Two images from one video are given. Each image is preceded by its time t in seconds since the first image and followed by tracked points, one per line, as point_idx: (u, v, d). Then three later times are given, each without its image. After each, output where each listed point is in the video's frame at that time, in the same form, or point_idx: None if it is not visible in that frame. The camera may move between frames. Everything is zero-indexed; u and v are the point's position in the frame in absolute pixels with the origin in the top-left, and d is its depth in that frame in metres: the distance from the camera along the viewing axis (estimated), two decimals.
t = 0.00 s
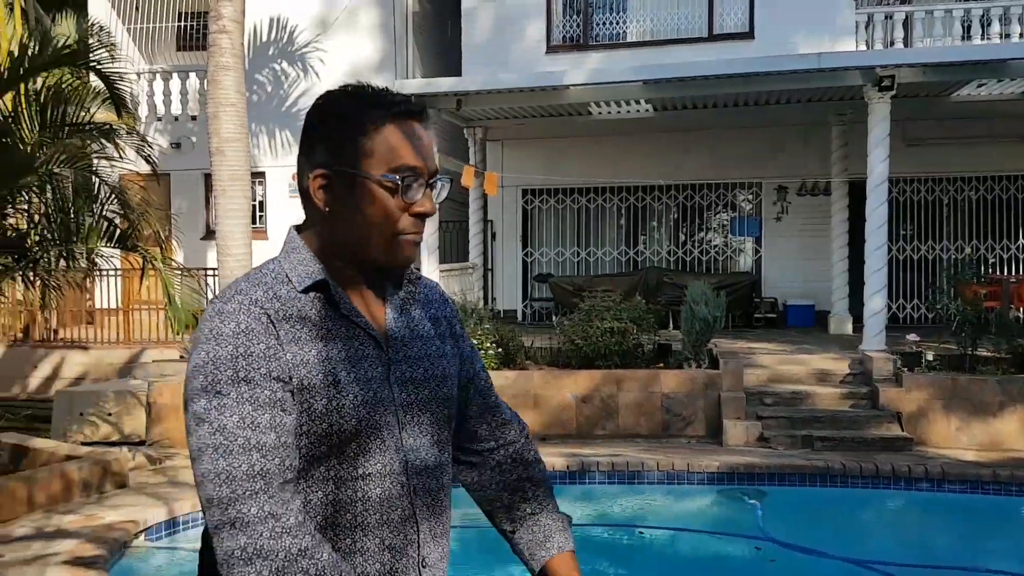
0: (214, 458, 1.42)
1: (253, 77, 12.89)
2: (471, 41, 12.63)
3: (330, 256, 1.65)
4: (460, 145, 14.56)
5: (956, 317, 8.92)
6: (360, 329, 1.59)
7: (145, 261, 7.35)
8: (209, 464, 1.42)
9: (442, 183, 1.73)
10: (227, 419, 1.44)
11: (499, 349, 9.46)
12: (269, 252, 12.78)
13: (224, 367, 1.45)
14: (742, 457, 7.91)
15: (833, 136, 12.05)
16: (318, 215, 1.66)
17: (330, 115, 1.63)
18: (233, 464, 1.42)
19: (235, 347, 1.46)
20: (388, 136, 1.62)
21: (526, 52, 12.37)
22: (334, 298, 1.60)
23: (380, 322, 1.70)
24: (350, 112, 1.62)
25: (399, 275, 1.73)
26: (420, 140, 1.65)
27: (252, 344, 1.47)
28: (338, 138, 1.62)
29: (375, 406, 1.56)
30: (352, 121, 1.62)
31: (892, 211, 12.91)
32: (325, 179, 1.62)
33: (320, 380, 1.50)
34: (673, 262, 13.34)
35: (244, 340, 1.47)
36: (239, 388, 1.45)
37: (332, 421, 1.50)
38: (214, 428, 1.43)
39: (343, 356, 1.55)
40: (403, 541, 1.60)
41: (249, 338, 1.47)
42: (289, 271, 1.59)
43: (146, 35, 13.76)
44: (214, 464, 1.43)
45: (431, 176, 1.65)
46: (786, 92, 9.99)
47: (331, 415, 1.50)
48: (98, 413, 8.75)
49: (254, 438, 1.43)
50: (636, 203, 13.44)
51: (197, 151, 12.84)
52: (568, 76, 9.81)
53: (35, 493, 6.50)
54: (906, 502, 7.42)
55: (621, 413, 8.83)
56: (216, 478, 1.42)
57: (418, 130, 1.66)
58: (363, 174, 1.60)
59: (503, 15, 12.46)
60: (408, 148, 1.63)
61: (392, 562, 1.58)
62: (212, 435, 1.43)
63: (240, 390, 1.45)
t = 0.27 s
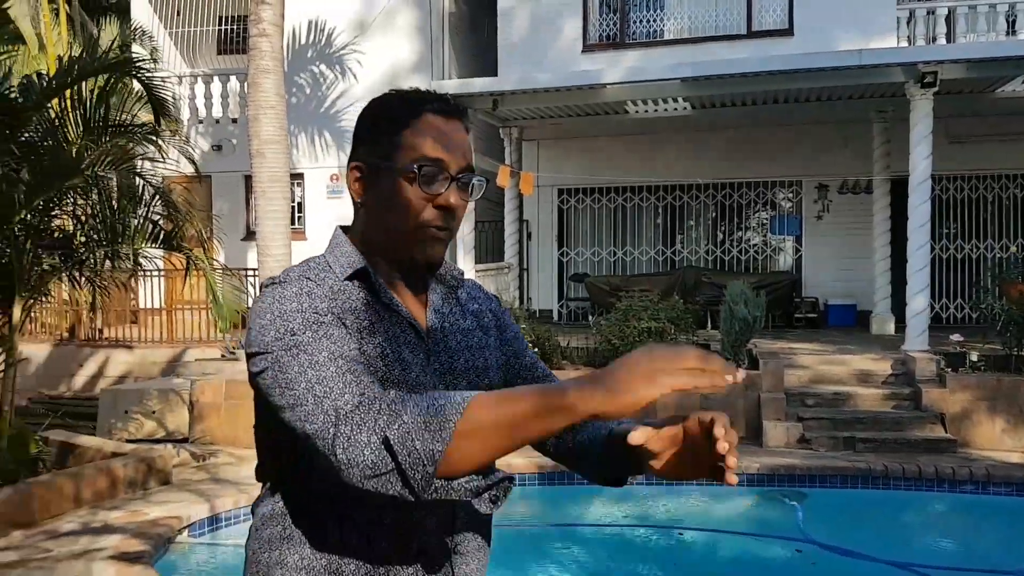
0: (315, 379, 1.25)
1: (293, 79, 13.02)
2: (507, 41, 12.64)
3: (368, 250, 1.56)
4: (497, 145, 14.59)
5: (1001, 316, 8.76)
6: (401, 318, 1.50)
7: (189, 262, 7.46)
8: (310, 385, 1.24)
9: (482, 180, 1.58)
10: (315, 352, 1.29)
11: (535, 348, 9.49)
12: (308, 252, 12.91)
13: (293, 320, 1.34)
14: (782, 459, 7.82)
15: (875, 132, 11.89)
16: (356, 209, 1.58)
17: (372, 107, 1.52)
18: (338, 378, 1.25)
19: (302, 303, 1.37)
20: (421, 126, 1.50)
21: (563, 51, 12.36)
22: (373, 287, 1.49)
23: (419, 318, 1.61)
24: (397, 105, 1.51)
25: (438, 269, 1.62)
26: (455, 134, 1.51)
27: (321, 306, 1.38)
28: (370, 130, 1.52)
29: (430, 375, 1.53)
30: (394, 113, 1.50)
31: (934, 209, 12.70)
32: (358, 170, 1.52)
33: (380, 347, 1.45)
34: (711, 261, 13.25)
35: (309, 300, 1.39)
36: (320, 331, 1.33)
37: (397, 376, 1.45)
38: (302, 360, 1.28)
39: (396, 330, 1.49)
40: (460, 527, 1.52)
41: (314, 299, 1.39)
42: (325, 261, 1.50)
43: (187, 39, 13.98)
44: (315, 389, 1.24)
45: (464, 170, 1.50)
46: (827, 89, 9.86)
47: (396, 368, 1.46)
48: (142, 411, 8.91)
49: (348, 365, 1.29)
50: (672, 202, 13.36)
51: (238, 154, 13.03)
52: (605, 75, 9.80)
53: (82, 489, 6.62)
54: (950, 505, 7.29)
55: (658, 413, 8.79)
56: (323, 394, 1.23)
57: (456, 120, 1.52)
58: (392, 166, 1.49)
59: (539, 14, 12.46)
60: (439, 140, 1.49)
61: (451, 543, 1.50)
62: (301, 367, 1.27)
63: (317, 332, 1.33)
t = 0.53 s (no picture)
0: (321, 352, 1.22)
1: (318, 80, 13.11)
2: (531, 39, 12.64)
3: (395, 248, 1.55)
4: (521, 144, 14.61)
5: None
6: (425, 309, 1.48)
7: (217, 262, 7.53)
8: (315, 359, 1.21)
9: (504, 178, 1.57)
10: (326, 327, 1.27)
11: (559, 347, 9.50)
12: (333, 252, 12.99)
13: (312, 303, 1.32)
14: (810, 459, 7.77)
15: (903, 129, 11.78)
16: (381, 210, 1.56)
17: (396, 107, 1.52)
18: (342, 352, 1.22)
19: (322, 287, 1.35)
20: (442, 122, 1.49)
21: (587, 49, 12.35)
22: (401, 281, 1.48)
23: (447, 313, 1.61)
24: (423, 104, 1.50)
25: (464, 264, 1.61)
26: (476, 129, 1.50)
27: (341, 292, 1.36)
28: (392, 130, 1.51)
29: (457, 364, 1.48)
30: (420, 112, 1.50)
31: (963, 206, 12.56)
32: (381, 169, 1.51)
33: (402, 336, 1.41)
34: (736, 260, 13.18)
35: (329, 285, 1.37)
36: (335, 314, 1.30)
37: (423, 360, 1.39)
38: (311, 337, 1.25)
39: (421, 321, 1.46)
40: (489, 522, 1.48)
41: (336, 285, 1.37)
42: (352, 257, 1.48)
43: (214, 41, 14.12)
44: (322, 362, 1.21)
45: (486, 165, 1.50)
46: (855, 86, 9.77)
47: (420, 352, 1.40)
48: (170, 409, 9.01)
49: (357, 341, 1.25)
50: (697, 201, 13.22)
51: (264, 154, 13.14)
52: (629, 74, 9.78)
53: (111, 486, 6.71)
54: (980, 505, 7.21)
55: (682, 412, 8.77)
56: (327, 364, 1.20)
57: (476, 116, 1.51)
58: (413, 163, 1.48)
59: (563, 13, 12.44)
60: (458, 135, 1.48)
61: (479, 537, 1.46)
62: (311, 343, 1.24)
63: (332, 312, 1.30)
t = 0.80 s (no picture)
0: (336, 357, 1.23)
1: (334, 82, 13.17)
2: (546, 41, 12.65)
3: (409, 252, 1.54)
4: (536, 145, 14.62)
5: None
6: (438, 311, 1.47)
7: (235, 264, 7.59)
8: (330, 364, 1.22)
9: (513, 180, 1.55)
10: (340, 332, 1.27)
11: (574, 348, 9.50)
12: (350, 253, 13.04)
13: (326, 309, 1.33)
14: (829, 461, 7.74)
15: (921, 129, 11.70)
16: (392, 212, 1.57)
17: (407, 109, 1.50)
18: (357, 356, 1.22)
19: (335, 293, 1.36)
20: (452, 123, 1.48)
21: (602, 50, 12.35)
22: (414, 284, 1.46)
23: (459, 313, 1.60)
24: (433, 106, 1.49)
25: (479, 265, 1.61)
26: (484, 130, 1.49)
27: (355, 298, 1.36)
28: (402, 133, 1.51)
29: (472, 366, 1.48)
30: (430, 114, 1.49)
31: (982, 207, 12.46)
32: (393, 174, 1.50)
33: (418, 340, 1.42)
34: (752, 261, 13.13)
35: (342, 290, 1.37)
36: (349, 319, 1.30)
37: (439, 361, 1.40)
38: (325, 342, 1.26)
39: (435, 324, 1.46)
40: (506, 523, 1.49)
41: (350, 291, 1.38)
42: (364, 261, 1.47)
43: (231, 44, 14.21)
44: (338, 369, 1.22)
45: (494, 169, 1.48)
46: (873, 85, 9.71)
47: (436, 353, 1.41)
48: (189, 410, 9.08)
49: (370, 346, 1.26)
50: (713, 201, 13.18)
51: (281, 156, 13.22)
52: (645, 75, 9.77)
53: (131, 486, 6.77)
54: (1002, 508, 7.16)
55: (699, 414, 8.75)
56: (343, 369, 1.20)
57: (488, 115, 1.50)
58: (422, 167, 1.47)
59: (579, 14, 12.45)
60: (467, 139, 1.47)
61: (497, 538, 1.47)
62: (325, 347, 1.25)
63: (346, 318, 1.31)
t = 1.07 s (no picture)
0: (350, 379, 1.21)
1: (339, 83, 13.18)
2: (551, 41, 12.66)
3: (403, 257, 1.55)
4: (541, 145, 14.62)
5: None
6: (441, 316, 1.46)
7: (239, 264, 7.60)
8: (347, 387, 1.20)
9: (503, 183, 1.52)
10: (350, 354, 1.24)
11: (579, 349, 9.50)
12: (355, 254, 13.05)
13: (332, 325, 1.30)
14: (835, 461, 7.72)
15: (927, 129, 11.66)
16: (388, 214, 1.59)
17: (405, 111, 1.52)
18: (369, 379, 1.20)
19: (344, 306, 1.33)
20: (433, 125, 1.48)
21: (607, 50, 12.34)
22: (416, 288, 1.45)
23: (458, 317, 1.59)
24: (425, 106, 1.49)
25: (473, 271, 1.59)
26: (464, 130, 1.48)
27: (359, 310, 1.34)
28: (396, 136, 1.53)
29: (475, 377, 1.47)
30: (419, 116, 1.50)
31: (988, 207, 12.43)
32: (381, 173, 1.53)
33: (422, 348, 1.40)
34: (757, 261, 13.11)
35: (348, 301, 1.34)
36: (354, 337, 1.28)
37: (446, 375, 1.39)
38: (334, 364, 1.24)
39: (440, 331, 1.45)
40: (510, 530, 1.49)
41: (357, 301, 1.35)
42: (363, 264, 1.46)
43: (237, 45, 14.23)
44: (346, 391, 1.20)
45: (470, 169, 1.47)
46: (879, 84, 9.67)
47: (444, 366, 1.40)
48: (193, 410, 9.09)
49: (379, 367, 1.23)
50: (718, 201, 13.20)
51: (286, 157, 13.23)
52: (650, 75, 9.76)
53: (136, 486, 6.78)
54: (1008, 508, 7.14)
55: (704, 414, 8.74)
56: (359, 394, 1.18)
57: (476, 116, 1.48)
58: (402, 166, 1.48)
59: (583, 14, 12.44)
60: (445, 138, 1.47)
61: (501, 544, 1.47)
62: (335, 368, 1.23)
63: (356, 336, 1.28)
